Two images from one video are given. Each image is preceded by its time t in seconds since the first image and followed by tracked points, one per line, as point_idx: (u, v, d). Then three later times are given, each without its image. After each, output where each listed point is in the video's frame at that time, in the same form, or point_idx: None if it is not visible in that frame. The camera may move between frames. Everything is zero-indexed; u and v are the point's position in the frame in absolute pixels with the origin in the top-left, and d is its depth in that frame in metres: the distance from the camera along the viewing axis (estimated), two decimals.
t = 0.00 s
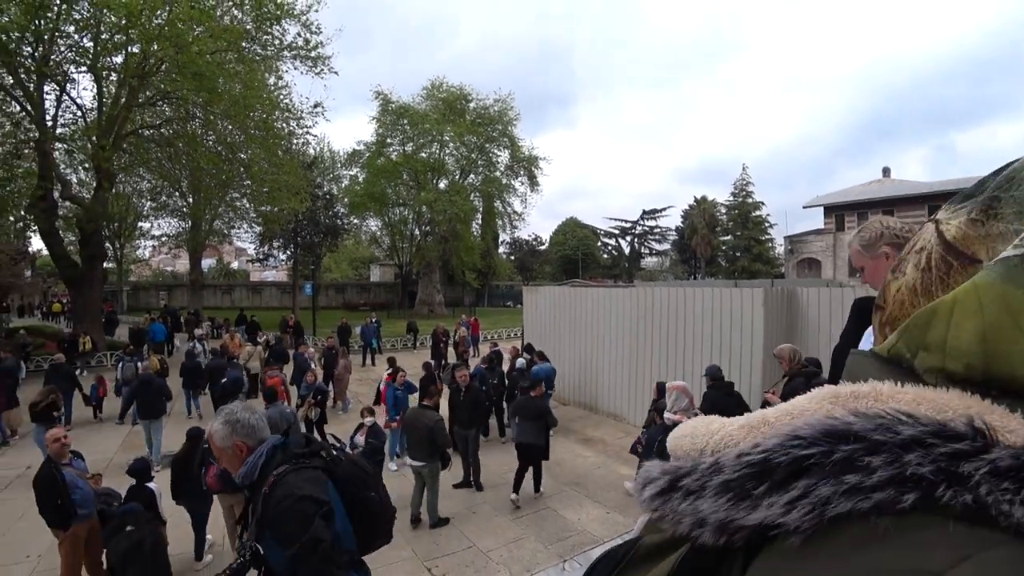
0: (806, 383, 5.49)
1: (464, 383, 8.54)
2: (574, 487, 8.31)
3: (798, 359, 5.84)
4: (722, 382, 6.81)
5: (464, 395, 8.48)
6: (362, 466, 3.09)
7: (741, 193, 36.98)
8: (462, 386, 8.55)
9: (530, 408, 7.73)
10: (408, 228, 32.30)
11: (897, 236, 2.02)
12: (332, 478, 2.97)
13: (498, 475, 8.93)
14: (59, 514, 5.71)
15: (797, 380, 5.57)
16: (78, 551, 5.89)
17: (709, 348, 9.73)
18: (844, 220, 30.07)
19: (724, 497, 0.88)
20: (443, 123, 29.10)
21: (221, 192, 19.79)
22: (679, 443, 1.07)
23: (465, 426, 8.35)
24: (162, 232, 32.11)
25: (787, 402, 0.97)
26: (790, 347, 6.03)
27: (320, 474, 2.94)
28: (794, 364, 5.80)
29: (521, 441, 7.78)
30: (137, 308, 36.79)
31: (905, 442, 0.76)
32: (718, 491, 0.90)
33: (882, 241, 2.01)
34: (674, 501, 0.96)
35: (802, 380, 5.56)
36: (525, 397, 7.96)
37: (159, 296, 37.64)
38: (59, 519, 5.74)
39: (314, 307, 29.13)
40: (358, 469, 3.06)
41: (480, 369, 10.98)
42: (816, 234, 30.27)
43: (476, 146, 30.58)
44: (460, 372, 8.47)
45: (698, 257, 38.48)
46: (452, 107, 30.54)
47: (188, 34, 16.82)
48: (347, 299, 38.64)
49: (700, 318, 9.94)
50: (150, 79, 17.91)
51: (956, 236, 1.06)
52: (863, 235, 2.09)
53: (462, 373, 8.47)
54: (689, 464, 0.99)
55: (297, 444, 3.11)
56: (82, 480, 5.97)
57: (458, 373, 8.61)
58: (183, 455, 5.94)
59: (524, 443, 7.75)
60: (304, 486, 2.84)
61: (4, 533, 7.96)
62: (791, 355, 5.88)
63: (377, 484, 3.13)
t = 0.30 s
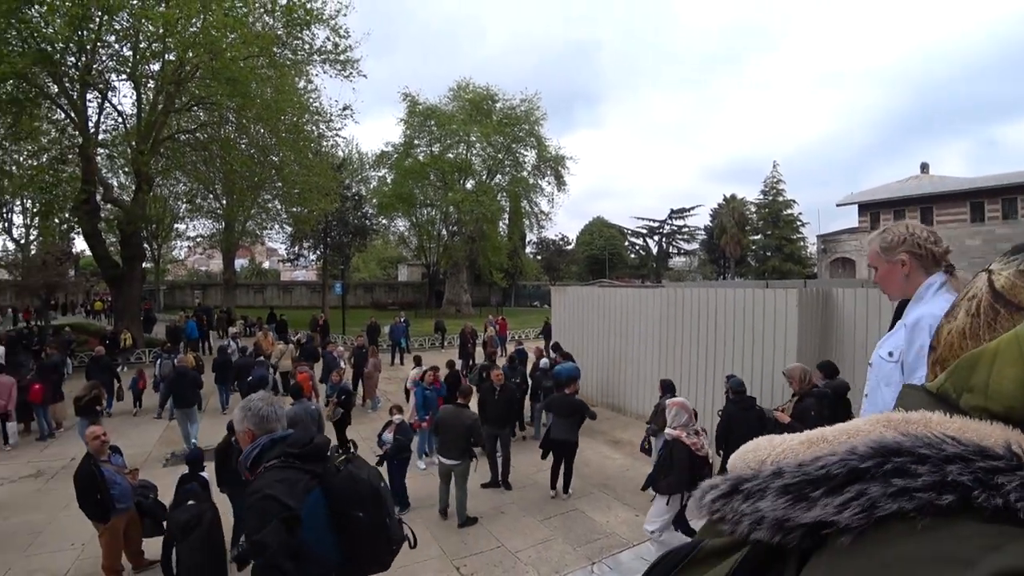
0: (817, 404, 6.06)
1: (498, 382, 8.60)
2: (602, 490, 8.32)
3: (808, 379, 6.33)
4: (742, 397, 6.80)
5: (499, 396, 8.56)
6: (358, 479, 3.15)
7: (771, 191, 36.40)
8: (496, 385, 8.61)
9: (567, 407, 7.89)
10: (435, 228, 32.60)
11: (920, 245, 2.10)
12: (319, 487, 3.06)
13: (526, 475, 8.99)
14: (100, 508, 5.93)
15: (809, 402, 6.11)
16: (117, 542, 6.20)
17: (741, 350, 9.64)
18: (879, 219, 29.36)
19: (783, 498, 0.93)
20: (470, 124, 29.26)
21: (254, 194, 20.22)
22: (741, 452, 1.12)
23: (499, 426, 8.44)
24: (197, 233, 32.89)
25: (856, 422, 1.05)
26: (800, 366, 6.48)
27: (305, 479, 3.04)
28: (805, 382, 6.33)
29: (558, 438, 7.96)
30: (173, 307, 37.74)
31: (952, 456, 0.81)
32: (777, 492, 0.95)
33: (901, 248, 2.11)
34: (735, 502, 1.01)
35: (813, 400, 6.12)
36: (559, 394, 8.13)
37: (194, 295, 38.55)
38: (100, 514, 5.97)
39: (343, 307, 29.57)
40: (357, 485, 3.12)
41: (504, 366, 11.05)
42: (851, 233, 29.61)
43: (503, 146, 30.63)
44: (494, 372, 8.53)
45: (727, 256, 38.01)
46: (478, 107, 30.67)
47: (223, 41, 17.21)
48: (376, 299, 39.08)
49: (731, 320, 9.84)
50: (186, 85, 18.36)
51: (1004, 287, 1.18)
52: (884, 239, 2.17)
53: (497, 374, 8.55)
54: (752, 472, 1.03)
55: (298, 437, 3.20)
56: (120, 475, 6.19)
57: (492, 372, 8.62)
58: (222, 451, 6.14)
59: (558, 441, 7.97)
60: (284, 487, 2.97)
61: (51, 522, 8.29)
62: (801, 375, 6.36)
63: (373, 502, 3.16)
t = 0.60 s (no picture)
0: (831, 403, 6.16)
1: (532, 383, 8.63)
2: (632, 492, 8.32)
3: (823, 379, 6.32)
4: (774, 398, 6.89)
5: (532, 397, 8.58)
6: (325, 500, 3.03)
7: (804, 188, 35.76)
8: (530, 386, 8.65)
9: (600, 407, 7.95)
10: (464, 229, 32.86)
11: (954, 270, 1.89)
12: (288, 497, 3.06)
13: (556, 476, 9.02)
14: (140, 504, 6.12)
15: (823, 401, 6.18)
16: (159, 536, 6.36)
17: (774, 352, 9.55)
18: (918, 217, 28.61)
19: (840, 560, 0.91)
20: (498, 125, 29.38)
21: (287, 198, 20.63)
22: (776, 495, 1.12)
23: (533, 427, 8.47)
24: (232, 236, 33.71)
25: (899, 463, 1.09)
26: (814, 366, 6.48)
27: (272, 487, 3.06)
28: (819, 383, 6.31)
29: (591, 438, 7.98)
30: (210, 307, 38.76)
31: None
32: (835, 553, 0.92)
33: (935, 270, 1.87)
34: (775, 558, 1.00)
35: (827, 400, 6.20)
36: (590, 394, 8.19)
37: (230, 296, 39.51)
38: (140, 509, 6.16)
39: (373, 307, 30.01)
40: (322, 508, 3.00)
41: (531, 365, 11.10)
42: (888, 231, 28.92)
43: (530, 147, 30.64)
44: (528, 373, 8.55)
45: (759, 255, 37.48)
46: (505, 108, 30.76)
47: (256, 49, 17.60)
48: (405, 299, 39.54)
49: (764, 321, 9.76)
50: (222, 92, 18.83)
51: None
52: (911, 259, 1.94)
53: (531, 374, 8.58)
54: (790, 518, 1.04)
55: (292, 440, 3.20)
56: (160, 471, 6.41)
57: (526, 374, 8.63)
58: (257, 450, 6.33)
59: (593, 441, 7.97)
60: (252, 488, 3.04)
61: (98, 514, 8.61)
62: (815, 375, 6.37)
63: (339, 529, 3.02)
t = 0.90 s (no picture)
0: (846, 410, 6.17)
1: (562, 385, 8.57)
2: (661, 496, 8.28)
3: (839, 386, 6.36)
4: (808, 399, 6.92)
5: (562, 398, 8.53)
6: (333, 529, 3.36)
7: (837, 185, 35.01)
8: (560, 388, 8.59)
9: (626, 408, 8.02)
10: (490, 230, 32.96)
11: (944, 314, 2.20)
12: (305, 513, 3.44)
13: (583, 478, 9.04)
14: (178, 500, 6.32)
15: (838, 407, 6.20)
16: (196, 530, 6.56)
17: (806, 352, 9.40)
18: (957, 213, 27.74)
19: None
20: (523, 126, 29.39)
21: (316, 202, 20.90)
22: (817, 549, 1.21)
23: (563, 428, 8.46)
24: (263, 239, 34.33)
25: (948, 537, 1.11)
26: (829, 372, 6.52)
27: (294, 501, 3.45)
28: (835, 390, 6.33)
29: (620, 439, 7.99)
30: (242, 308, 39.52)
31: None
32: None
33: (929, 317, 2.19)
34: None
35: (842, 406, 6.22)
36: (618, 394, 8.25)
37: (261, 297, 40.22)
38: (178, 505, 6.36)
39: (401, 309, 30.26)
40: (329, 539, 3.32)
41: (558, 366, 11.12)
42: (925, 227, 28.12)
43: (556, 147, 30.55)
44: (558, 375, 8.47)
45: (790, 253, 36.89)
46: (530, 109, 30.79)
47: (285, 57, 17.93)
48: (432, 300, 39.87)
49: (796, 321, 9.63)
50: (252, 100, 19.22)
51: None
52: (909, 304, 2.25)
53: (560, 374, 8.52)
54: None
55: (322, 464, 3.52)
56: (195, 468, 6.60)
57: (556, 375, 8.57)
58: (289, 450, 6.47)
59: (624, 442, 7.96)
60: (283, 496, 3.46)
61: (138, 508, 8.88)
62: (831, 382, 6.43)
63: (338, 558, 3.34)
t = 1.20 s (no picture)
0: (859, 421, 5.90)
1: (587, 388, 8.49)
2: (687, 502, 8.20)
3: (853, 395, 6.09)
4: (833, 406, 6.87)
5: (588, 401, 8.47)
6: (349, 542, 3.47)
7: (868, 186, 34.33)
8: (586, 391, 8.50)
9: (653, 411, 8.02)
10: (514, 233, 33.00)
11: (934, 319, 2.37)
12: (329, 528, 3.58)
13: (607, 482, 9.01)
14: (209, 496, 6.47)
15: (851, 417, 5.93)
16: (225, 525, 6.66)
17: (836, 356, 9.23)
18: (994, 215, 26.98)
19: None
20: (547, 129, 29.39)
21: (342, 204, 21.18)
22: None
23: (588, 431, 8.42)
24: (290, 241, 34.85)
25: None
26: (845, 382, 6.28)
27: (320, 514, 3.63)
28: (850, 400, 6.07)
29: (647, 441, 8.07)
30: (270, 309, 40.12)
31: None
32: None
33: (918, 323, 2.37)
34: None
35: (856, 417, 5.94)
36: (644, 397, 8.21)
37: (288, 298, 40.81)
38: (209, 501, 6.51)
39: (425, 311, 30.44)
40: (344, 552, 3.43)
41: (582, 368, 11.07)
42: (961, 229, 27.42)
43: (580, 149, 30.45)
44: (584, 378, 8.40)
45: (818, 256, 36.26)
46: (554, 112, 30.79)
47: (312, 63, 18.21)
48: (456, 303, 40.07)
49: (826, 323, 9.46)
50: (280, 105, 19.53)
51: None
52: (900, 315, 2.44)
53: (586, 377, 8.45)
54: None
55: (350, 481, 3.69)
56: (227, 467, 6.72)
57: (582, 377, 8.48)
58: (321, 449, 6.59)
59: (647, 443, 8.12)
60: (313, 509, 3.66)
61: (169, 503, 9.09)
62: (845, 392, 6.19)
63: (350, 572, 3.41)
